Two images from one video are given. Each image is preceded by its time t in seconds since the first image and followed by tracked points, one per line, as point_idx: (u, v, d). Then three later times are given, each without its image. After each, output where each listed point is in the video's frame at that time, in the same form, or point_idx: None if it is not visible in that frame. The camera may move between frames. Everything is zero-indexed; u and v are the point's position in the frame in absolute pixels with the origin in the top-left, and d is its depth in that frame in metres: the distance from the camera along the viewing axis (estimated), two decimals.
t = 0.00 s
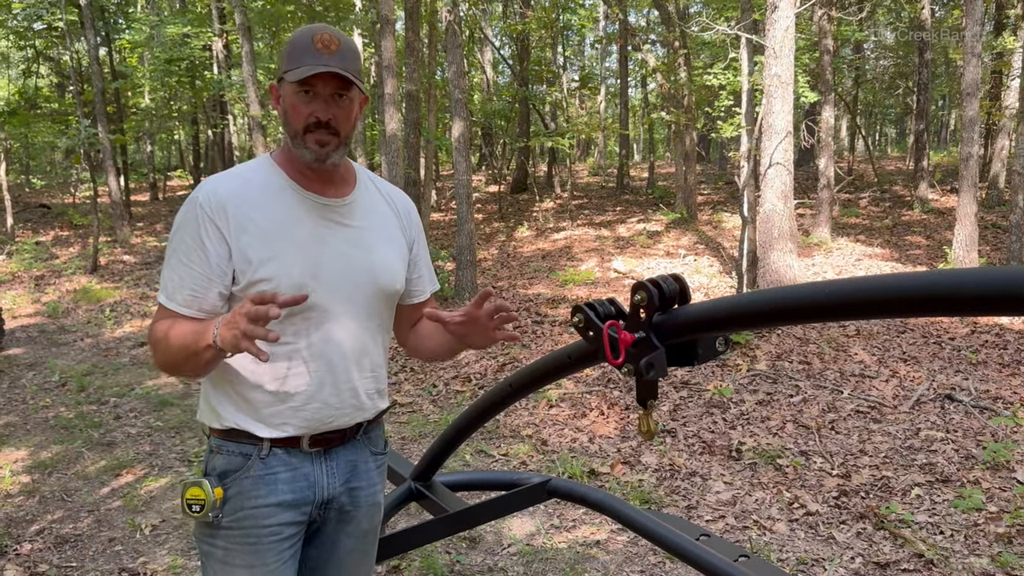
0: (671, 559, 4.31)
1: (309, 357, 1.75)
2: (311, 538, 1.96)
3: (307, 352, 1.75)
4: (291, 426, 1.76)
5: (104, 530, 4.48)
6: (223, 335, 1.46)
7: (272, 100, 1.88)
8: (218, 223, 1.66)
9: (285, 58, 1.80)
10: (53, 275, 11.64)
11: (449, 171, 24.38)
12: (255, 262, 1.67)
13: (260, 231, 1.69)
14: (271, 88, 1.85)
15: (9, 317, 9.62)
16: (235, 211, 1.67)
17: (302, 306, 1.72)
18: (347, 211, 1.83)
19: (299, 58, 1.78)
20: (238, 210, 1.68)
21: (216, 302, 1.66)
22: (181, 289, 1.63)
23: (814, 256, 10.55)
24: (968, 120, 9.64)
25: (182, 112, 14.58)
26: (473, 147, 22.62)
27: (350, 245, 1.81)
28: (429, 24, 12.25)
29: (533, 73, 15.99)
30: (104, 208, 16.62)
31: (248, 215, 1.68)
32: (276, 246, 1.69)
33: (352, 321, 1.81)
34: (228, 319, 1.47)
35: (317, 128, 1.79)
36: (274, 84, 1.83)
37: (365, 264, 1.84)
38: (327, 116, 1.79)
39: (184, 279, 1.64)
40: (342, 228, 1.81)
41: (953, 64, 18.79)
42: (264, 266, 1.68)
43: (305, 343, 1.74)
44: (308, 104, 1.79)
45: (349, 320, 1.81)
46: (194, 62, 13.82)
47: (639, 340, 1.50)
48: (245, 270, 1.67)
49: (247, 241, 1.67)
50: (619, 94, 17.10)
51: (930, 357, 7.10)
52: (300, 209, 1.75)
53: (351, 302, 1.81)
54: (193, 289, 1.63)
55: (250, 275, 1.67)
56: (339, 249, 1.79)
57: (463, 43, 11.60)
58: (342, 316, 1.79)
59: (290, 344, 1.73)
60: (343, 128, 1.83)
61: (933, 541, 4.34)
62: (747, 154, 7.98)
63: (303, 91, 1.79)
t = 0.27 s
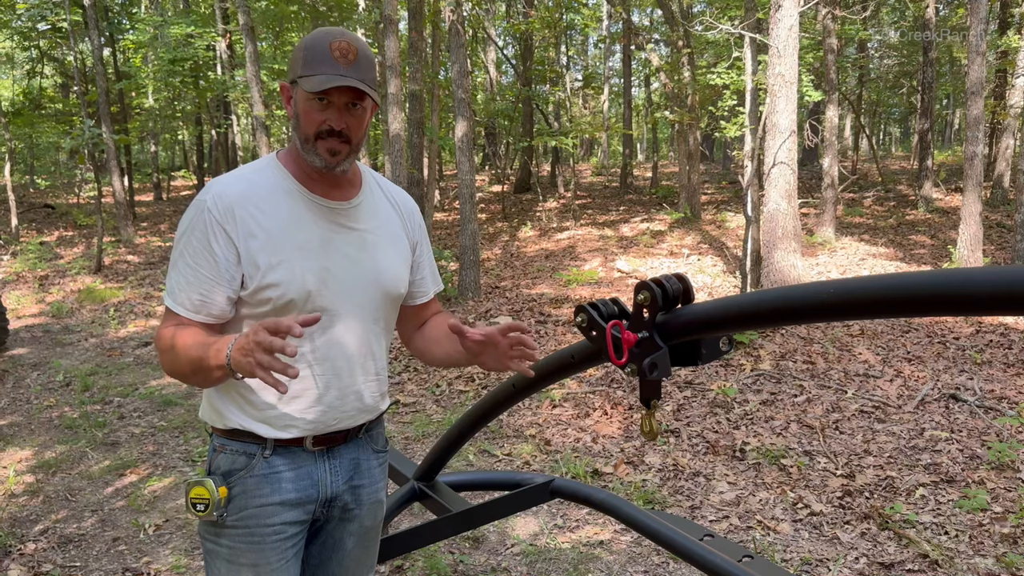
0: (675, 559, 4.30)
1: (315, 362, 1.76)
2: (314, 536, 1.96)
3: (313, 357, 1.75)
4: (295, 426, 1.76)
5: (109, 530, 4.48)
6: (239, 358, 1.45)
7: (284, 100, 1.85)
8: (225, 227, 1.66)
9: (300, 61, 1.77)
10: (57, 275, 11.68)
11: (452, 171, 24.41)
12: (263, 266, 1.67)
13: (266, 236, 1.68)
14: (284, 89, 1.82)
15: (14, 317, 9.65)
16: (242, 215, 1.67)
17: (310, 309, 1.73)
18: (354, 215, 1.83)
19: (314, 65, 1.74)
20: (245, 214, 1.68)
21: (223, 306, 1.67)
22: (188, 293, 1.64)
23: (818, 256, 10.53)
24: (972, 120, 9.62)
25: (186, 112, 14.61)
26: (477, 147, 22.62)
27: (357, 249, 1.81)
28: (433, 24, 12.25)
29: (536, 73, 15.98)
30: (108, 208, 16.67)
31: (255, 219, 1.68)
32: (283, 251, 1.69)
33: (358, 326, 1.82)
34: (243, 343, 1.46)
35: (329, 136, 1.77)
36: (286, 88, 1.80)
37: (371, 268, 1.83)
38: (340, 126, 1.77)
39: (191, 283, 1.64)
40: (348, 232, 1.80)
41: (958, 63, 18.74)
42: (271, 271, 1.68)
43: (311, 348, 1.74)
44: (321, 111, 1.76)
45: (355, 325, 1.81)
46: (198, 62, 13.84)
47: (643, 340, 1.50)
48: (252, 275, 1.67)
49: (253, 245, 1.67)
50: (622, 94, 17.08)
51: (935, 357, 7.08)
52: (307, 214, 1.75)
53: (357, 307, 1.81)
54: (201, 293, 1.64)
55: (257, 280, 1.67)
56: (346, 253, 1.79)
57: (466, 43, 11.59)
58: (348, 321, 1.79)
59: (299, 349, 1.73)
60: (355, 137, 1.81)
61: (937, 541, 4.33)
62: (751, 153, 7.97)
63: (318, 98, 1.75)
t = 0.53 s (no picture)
0: (678, 559, 4.29)
1: (320, 363, 1.76)
2: (317, 536, 1.96)
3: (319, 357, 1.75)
4: (300, 425, 1.76)
5: (112, 529, 4.49)
6: (247, 368, 1.44)
7: (289, 100, 1.84)
8: (231, 229, 1.66)
9: (307, 62, 1.75)
10: (62, 274, 11.71)
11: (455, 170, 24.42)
12: (269, 268, 1.67)
13: (272, 237, 1.68)
14: (289, 90, 1.81)
15: (18, 317, 9.68)
16: (248, 216, 1.67)
17: (315, 310, 1.73)
18: (358, 216, 1.83)
19: (321, 66, 1.74)
20: (251, 215, 1.68)
21: (229, 307, 1.67)
22: (193, 295, 1.64)
23: (822, 255, 10.51)
24: (977, 118, 9.60)
25: (190, 111, 14.64)
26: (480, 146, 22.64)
27: (362, 250, 1.81)
28: (436, 23, 12.25)
29: (539, 72, 15.98)
30: (113, 208, 16.71)
31: (261, 220, 1.68)
32: (290, 252, 1.69)
33: (364, 326, 1.82)
34: (253, 352, 1.45)
35: (337, 137, 1.76)
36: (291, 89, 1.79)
37: (376, 269, 1.84)
38: (348, 126, 1.76)
39: (197, 284, 1.64)
40: (354, 232, 1.80)
41: (963, 62, 18.69)
42: (278, 272, 1.68)
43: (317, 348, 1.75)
44: (328, 112, 1.76)
45: (361, 326, 1.81)
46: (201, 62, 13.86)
47: (646, 339, 1.49)
48: (259, 276, 1.67)
49: (260, 247, 1.67)
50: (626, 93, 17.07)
51: (940, 356, 7.06)
52: (313, 216, 1.75)
53: (363, 309, 1.81)
54: (207, 295, 1.64)
55: (263, 281, 1.67)
56: (351, 254, 1.79)
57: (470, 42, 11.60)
58: (354, 322, 1.79)
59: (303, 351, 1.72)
60: (362, 138, 1.80)
61: (942, 541, 4.32)
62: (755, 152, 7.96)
63: (326, 99, 1.75)
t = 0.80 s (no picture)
0: (682, 558, 4.29)
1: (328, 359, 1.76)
2: (326, 537, 1.96)
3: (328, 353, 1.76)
4: (312, 423, 1.76)
5: (116, 529, 4.50)
6: (277, 371, 1.45)
7: (284, 98, 1.83)
8: (234, 228, 1.65)
9: (303, 59, 1.75)
10: (66, 274, 11.72)
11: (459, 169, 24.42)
12: (274, 264, 1.67)
13: (276, 235, 1.68)
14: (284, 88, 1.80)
15: (23, 316, 9.70)
16: (250, 215, 1.67)
17: (322, 304, 1.73)
18: (359, 212, 1.84)
19: (318, 61, 1.73)
20: (253, 214, 1.67)
21: (235, 307, 1.67)
22: (199, 297, 1.64)
23: (827, 254, 10.49)
24: (982, 117, 9.57)
25: (193, 111, 14.66)
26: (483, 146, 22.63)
27: (364, 245, 1.82)
28: (439, 22, 12.24)
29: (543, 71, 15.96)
30: (116, 207, 16.74)
31: (264, 219, 1.68)
32: (294, 249, 1.69)
33: (369, 320, 1.83)
34: (282, 355, 1.46)
35: (339, 133, 1.76)
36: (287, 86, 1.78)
37: (379, 263, 1.84)
38: (349, 121, 1.76)
39: (202, 285, 1.64)
40: (356, 228, 1.81)
41: (968, 60, 18.62)
42: (283, 269, 1.68)
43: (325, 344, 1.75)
44: (329, 108, 1.75)
45: (366, 320, 1.82)
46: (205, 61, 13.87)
47: (650, 339, 1.49)
48: (264, 273, 1.67)
49: (264, 246, 1.67)
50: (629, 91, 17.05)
51: (944, 355, 7.04)
52: (315, 212, 1.75)
53: (368, 303, 1.81)
54: (212, 295, 1.64)
55: (268, 279, 1.67)
56: (354, 249, 1.79)
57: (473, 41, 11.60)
58: (360, 316, 1.80)
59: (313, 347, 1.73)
60: (362, 132, 1.80)
61: (947, 540, 4.30)
62: (759, 150, 7.94)
63: (325, 95, 1.74)
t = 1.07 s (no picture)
0: (685, 558, 4.28)
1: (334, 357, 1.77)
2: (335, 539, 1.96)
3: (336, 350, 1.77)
4: (322, 422, 1.77)
5: (119, 528, 4.50)
6: (328, 357, 1.49)
7: (280, 99, 1.80)
8: (236, 230, 1.65)
9: (300, 58, 1.72)
10: (69, 273, 11.74)
11: (461, 168, 24.41)
12: (277, 263, 1.67)
13: (278, 235, 1.69)
14: (280, 89, 1.78)
15: (26, 315, 9.71)
16: (252, 216, 1.67)
17: (327, 301, 1.74)
18: (358, 210, 1.84)
19: (317, 61, 1.71)
20: (254, 215, 1.67)
21: (241, 308, 1.66)
22: (203, 300, 1.63)
23: (830, 253, 10.47)
24: (986, 115, 9.55)
25: (196, 110, 14.67)
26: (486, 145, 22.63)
27: (365, 242, 1.83)
28: (442, 20, 12.24)
29: (545, 70, 15.95)
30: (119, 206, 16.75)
31: (265, 220, 1.68)
32: (296, 248, 1.70)
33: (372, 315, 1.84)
34: (333, 339, 1.50)
35: (339, 132, 1.75)
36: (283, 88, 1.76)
37: (380, 259, 1.85)
38: (350, 120, 1.75)
39: (206, 288, 1.63)
40: (356, 226, 1.82)
41: (972, 58, 18.57)
42: (287, 269, 1.68)
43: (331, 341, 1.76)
44: (328, 107, 1.73)
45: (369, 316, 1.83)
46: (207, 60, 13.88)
47: (653, 338, 1.48)
48: (268, 274, 1.67)
49: (266, 246, 1.67)
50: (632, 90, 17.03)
51: (948, 355, 7.03)
52: (316, 212, 1.75)
53: (372, 298, 1.83)
54: (217, 298, 1.63)
55: (272, 280, 1.68)
56: (356, 246, 1.80)
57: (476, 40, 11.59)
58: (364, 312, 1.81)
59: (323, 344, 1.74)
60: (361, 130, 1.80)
61: (951, 540, 4.29)
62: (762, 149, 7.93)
63: (325, 94, 1.72)
